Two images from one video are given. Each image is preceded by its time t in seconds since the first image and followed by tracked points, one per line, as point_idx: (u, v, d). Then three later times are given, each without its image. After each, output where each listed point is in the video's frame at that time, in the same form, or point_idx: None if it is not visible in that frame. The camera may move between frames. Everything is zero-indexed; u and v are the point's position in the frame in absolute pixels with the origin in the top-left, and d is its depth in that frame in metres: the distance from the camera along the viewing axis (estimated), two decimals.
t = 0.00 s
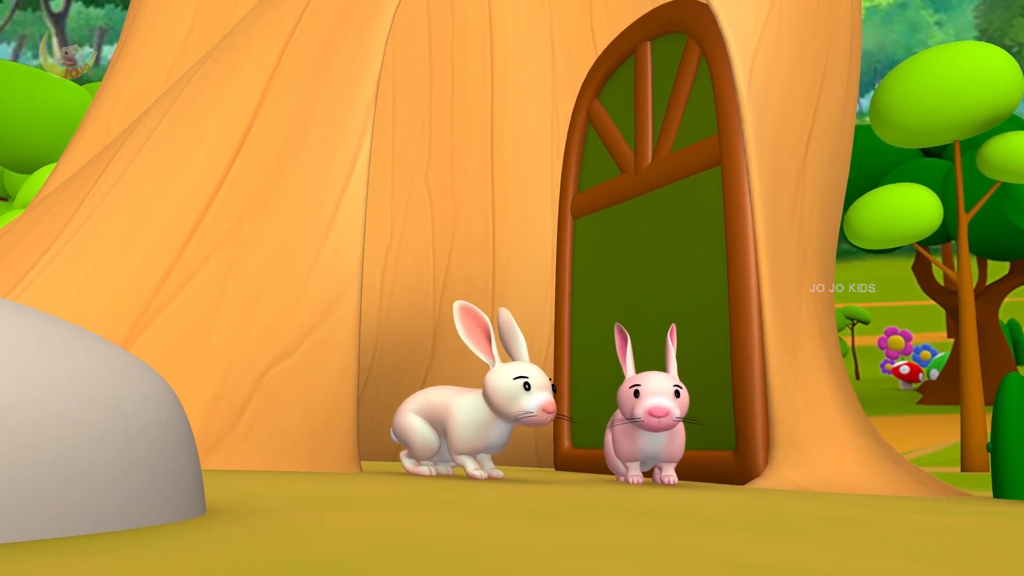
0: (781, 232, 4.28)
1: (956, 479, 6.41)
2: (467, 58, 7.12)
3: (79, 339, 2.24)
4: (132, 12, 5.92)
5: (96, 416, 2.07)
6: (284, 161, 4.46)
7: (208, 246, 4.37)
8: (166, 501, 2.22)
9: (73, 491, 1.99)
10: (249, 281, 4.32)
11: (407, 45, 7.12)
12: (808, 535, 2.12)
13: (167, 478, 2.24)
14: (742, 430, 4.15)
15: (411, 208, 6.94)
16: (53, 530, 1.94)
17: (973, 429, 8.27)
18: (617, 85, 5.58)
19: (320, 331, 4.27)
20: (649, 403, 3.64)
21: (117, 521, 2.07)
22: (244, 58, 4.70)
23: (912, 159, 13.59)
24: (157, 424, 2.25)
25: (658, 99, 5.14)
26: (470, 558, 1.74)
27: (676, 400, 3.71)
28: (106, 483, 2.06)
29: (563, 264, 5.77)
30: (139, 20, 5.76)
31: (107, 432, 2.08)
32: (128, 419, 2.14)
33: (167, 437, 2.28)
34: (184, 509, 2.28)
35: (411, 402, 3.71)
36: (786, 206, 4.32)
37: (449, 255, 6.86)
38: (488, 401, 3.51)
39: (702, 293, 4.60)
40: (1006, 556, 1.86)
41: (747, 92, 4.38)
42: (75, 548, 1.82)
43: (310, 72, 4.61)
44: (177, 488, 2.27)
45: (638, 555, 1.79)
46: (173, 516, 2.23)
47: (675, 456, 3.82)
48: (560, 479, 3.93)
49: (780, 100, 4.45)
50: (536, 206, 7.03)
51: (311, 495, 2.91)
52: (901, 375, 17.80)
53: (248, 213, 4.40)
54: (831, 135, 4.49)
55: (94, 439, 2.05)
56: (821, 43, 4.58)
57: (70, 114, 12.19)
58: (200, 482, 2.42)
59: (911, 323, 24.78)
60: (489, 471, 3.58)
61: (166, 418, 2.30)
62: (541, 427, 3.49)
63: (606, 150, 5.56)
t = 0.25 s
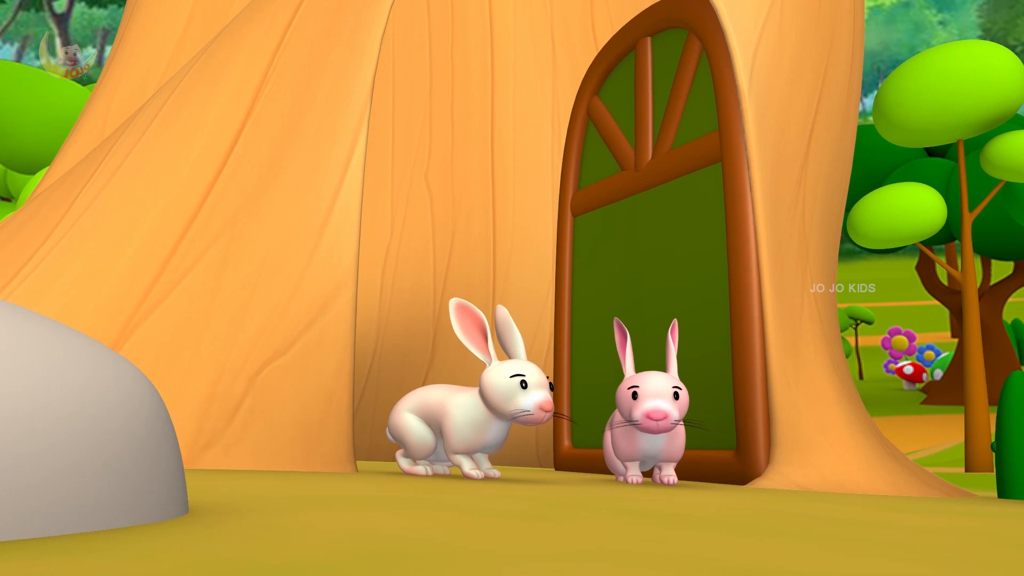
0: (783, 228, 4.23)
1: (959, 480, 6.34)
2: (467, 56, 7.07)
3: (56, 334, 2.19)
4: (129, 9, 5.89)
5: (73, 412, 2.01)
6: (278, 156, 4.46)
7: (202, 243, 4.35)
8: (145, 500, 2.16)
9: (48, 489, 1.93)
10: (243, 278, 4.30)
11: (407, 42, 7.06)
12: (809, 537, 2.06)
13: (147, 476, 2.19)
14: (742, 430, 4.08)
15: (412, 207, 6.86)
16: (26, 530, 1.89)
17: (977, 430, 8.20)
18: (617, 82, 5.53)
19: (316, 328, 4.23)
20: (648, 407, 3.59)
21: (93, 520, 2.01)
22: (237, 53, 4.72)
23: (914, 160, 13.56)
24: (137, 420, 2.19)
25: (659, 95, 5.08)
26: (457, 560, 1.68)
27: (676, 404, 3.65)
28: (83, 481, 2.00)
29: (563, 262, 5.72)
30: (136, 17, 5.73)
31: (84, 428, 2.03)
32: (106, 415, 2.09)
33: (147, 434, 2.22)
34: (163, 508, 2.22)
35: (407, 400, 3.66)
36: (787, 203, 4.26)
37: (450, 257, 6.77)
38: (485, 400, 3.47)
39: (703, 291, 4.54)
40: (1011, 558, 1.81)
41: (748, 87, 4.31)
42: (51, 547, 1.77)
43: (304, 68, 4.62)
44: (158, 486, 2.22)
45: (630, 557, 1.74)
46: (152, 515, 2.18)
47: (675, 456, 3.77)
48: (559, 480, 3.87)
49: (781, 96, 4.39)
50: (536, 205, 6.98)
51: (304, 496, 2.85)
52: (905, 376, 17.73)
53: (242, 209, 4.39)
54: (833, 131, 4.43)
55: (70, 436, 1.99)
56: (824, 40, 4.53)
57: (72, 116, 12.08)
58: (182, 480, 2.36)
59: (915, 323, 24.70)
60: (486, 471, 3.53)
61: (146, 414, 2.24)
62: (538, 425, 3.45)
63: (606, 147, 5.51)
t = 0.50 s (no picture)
0: (784, 225, 4.18)
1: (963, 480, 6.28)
2: (467, 53, 7.02)
3: (34, 327, 2.14)
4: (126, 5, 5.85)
5: (51, 405, 1.97)
6: (273, 153, 4.49)
7: (196, 238, 4.37)
8: (125, 497, 2.11)
9: (20, 486, 1.88)
10: (236, 274, 4.31)
11: (406, 39, 7.02)
12: (809, 538, 2.01)
13: (127, 473, 2.14)
14: (743, 430, 4.02)
15: (412, 205, 6.80)
16: None
17: (981, 430, 8.14)
18: (617, 79, 5.48)
19: (311, 324, 4.24)
20: (644, 412, 3.55)
21: (68, 519, 1.96)
22: (232, 49, 4.78)
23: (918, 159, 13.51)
24: (118, 414, 2.15)
25: (659, 91, 5.03)
26: (437, 562, 1.63)
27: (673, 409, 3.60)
28: (62, 475, 1.95)
29: (563, 260, 5.66)
30: (132, 13, 5.69)
31: (63, 422, 1.98)
32: (88, 409, 2.04)
33: (128, 430, 2.18)
34: (143, 506, 2.17)
35: (402, 399, 3.61)
36: (788, 199, 4.21)
37: (450, 255, 6.72)
38: (481, 398, 3.43)
39: (703, 288, 4.49)
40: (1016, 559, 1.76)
41: (749, 82, 4.26)
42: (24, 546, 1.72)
43: (299, 64, 4.68)
44: (138, 484, 2.17)
45: (618, 560, 1.68)
46: (132, 512, 2.13)
47: (675, 456, 3.72)
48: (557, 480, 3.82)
49: (782, 92, 4.34)
50: (536, 203, 6.93)
51: (296, 495, 2.80)
52: (909, 376, 17.66)
53: (236, 204, 4.41)
54: (835, 127, 4.38)
55: (49, 429, 1.95)
56: (827, 34, 4.47)
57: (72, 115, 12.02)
58: (163, 479, 2.31)
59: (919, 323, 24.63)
60: (482, 470, 3.49)
61: (127, 410, 2.20)
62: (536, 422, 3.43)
63: (606, 144, 5.46)
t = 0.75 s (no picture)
0: (786, 221, 4.12)
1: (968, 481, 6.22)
2: (467, 50, 6.98)
3: (12, 322, 2.10)
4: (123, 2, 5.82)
5: (26, 399, 1.93)
6: (267, 149, 4.46)
7: (190, 235, 4.33)
8: (104, 495, 2.07)
9: None
10: (230, 272, 4.28)
11: (406, 36, 6.97)
12: (808, 539, 1.95)
13: (107, 471, 2.09)
14: (744, 429, 3.97)
15: (412, 203, 6.75)
16: None
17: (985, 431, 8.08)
18: (617, 75, 5.43)
19: (305, 322, 4.22)
20: (639, 416, 3.51)
21: (42, 518, 1.91)
22: (226, 46, 4.73)
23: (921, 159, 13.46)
24: (97, 411, 2.10)
25: (659, 87, 4.99)
26: (423, 565, 1.57)
27: (669, 411, 3.56)
28: (37, 471, 1.91)
29: (563, 258, 5.61)
30: (129, 10, 5.66)
31: (38, 418, 1.94)
32: (66, 404, 2.00)
33: (108, 426, 2.13)
34: (123, 506, 2.12)
35: (398, 398, 3.57)
36: (789, 196, 4.16)
37: (450, 254, 6.67)
38: (477, 397, 3.39)
39: (703, 286, 4.44)
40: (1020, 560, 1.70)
41: (750, 77, 4.21)
42: None
43: (293, 59, 4.64)
44: (117, 483, 2.12)
45: (611, 563, 1.62)
46: (110, 511, 2.08)
47: (675, 457, 3.67)
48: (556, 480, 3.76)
49: (784, 87, 4.29)
50: (536, 201, 6.89)
51: (288, 495, 2.76)
52: (913, 376, 17.60)
53: (230, 202, 4.38)
54: (837, 123, 4.32)
55: (24, 424, 1.91)
56: (827, 30, 4.42)
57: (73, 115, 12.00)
58: (144, 479, 2.26)
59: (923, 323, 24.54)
60: (479, 470, 3.44)
61: (109, 407, 2.16)
62: (534, 421, 3.39)
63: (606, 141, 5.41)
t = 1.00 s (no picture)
0: (787, 218, 4.07)
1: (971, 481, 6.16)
2: (466, 48, 6.93)
3: None
4: None
5: None
6: (261, 145, 4.42)
7: (183, 232, 4.29)
8: (81, 488, 2.02)
9: None
10: (223, 269, 4.24)
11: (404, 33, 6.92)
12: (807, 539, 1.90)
13: (84, 464, 2.05)
14: (744, 428, 3.92)
15: (411, 201, 6.70)
16: None
17: (989, 431, 8.01)
18: (617, 71, 5.38)
19: (299, 320, 4.18)
20: (634, 414, 3.46)
21: (16, 516, 1.86)
22: (220, 41, 4.69)
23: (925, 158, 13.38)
24: (75, 407, 2.06)
25: (659, 83, 4.93)
26: (407, 566, 1.52)
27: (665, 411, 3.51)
28: (11, 463, 1.87)
29: (562, 256, 5.56)
30: (124, 6, 5.62)
31: (11, 413, 1.89)
32: (40, 399, 1.95)
33: (86, 423, 2.09)
34: (101, 500, 2.08)
35: (393, 397, 3.53)
36: (791, 192, 4.10)
37: (450, 252, 6.63)
38: (473, 395, 3.34)
39: (704, 283, 4.39)
40: None
41: (751, 71, 4.16)
42: None
43: (287, 56, 4.60)
44: (95, 481, 2.07)
45: (602, 564, 1.57)
46: (88, 505, 2.03)
47: (675, 456, 3.62)
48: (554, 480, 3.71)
49: (785, 82, 4.23)
50: (536, 200, 6.84)
51: (278, 494, 2.71)
52: (916, 376, 17.52)
53: (223, 198, 4.34)
54: (839, 118, 4.27)
55: None
56: (830, 25, 4.37)
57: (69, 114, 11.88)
58: (122, 474, 2.22)
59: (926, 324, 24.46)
60: (475, 469, 3.40)
61: (85, 399, 2.12)
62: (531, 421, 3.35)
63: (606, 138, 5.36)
